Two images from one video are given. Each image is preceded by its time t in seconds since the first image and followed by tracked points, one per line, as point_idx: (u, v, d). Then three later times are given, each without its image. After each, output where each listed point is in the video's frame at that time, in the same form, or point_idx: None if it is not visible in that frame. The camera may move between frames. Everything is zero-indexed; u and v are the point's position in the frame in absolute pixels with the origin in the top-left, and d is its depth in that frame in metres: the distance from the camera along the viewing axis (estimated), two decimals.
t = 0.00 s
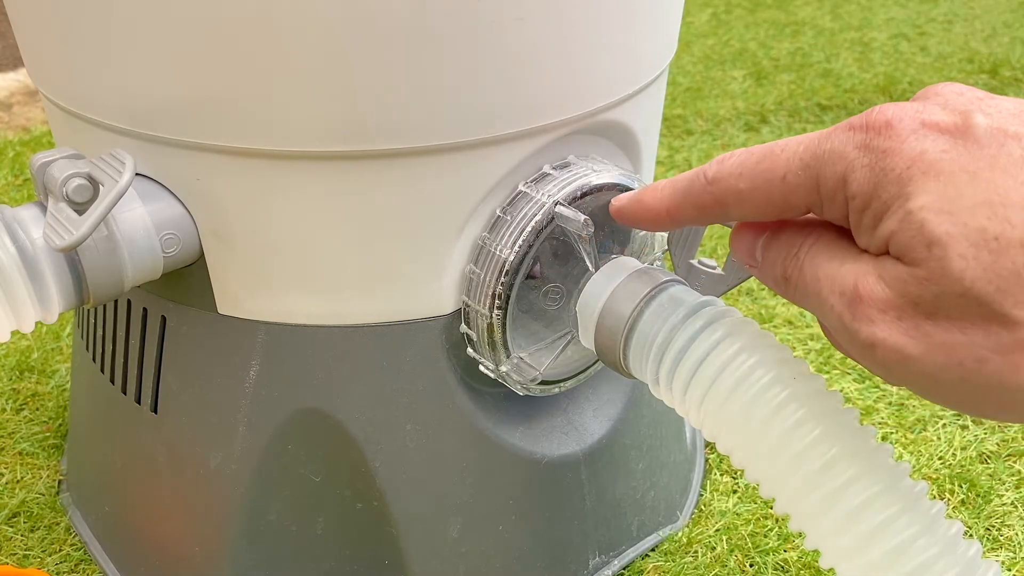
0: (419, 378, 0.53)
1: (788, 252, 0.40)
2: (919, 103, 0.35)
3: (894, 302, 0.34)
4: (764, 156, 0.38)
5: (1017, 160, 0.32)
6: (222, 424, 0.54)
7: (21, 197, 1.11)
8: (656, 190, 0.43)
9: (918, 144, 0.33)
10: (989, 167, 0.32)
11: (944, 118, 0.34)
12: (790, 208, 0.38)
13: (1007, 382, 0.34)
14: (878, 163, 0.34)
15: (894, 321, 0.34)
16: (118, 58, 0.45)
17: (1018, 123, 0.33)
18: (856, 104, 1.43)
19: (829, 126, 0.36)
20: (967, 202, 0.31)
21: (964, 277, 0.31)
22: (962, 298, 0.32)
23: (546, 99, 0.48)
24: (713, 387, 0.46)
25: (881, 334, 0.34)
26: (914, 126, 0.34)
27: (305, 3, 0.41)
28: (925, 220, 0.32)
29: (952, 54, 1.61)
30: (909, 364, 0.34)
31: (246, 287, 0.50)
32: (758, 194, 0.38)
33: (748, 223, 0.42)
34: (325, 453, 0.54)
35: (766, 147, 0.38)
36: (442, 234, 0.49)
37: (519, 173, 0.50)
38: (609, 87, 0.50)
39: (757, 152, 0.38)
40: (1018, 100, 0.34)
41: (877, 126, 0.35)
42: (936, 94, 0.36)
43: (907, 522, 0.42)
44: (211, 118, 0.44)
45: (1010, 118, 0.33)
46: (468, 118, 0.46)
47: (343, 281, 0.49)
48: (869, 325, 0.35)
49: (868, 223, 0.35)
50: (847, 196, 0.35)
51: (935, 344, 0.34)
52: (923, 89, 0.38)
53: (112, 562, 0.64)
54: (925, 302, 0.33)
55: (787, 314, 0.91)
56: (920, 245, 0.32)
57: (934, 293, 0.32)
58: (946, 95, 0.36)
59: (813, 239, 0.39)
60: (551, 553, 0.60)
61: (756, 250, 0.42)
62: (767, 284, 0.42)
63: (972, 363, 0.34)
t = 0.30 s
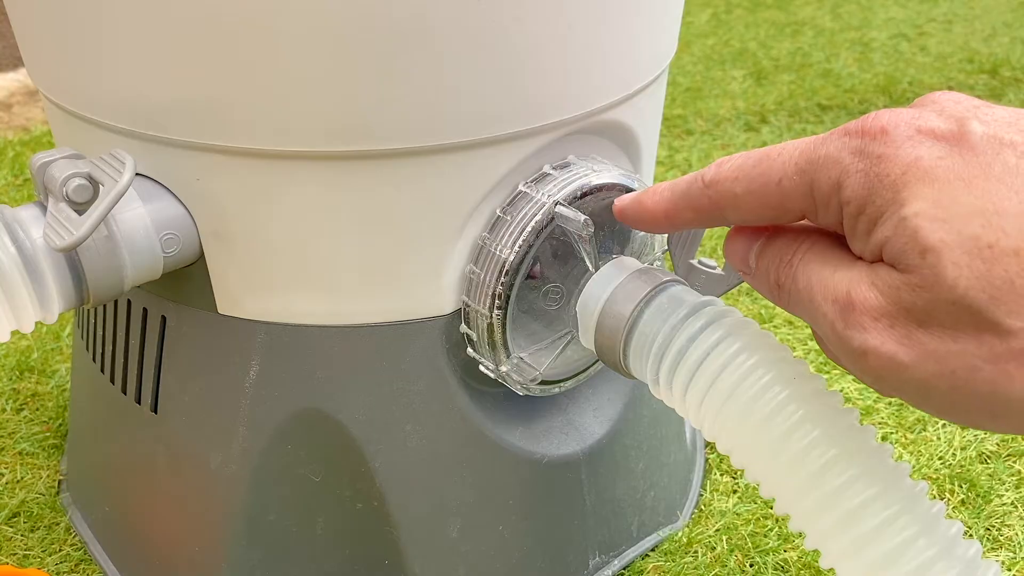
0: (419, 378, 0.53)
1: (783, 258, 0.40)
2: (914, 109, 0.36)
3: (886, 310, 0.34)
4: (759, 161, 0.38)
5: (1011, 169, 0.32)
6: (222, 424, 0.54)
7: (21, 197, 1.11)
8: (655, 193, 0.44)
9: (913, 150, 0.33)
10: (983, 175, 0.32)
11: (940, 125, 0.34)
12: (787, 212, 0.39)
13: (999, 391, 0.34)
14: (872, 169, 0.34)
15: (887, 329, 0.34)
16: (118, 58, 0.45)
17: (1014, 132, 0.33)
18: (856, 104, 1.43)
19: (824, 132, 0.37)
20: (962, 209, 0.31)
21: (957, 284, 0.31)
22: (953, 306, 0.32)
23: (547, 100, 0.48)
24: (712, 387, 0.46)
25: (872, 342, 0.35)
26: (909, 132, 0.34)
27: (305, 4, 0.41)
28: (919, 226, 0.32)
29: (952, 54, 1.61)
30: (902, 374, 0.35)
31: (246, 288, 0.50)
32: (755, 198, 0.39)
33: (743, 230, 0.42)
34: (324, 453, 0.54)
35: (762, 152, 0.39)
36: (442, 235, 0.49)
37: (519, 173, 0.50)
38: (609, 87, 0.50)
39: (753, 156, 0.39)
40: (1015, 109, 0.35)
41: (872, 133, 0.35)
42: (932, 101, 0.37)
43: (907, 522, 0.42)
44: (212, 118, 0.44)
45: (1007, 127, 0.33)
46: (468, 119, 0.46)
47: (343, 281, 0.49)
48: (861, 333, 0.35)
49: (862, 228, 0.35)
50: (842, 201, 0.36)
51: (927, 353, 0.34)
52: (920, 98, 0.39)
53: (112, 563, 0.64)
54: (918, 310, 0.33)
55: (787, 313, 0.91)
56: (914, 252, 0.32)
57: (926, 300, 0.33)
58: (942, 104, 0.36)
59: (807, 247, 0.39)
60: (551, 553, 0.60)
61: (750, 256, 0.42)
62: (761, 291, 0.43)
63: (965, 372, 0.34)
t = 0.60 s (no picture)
0: (419, 378, 0.53)
1: (773, 279, 0.40)
2: (901, 124, 0.36)
3: (883, 331, 0.34)
4: (743, 184, 0.38)
5: (1005, 184, 0.33)
6: (222, 425, 0.54)
7: (21, 197, 1.11)
8: (632, 220, 0.43)
9: (904, 167, 0.34)
10: (977, 191, 0.32)
11: (929, 140, 0.35)
12: (775, 235, 0.38)
13: (1000, 412, 0.34)
14: (863, 188, 0.35)
15: (884, 351, 0.35)
16: (117, 58, 0.45)
17: (1004, 145, 0.34)
18: (856, 104, 1.43)
19: (807, 151, 0.37)
20: (957, 228, 0.32)
21: (956, 304, 0.32)
22: (952, 326, 0.32)
23: (546, 100, 0.48)
24: (713, 387, 0.46)
25: (871, 365, 0.35)
26: (899, 149, 0.34)
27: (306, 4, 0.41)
28: (914, 247, 0.33)
29: (952, 53, 1.61)
30: (901, 395, 0.35)
31: (246, 288, 0.50)
32: (741, 223, 0.38)
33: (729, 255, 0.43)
34: (325, 453, 0.54)
35: (743, 176, 0.38)
36: (441, 235, 0.49)
37: (519, 173, 0.50)
38: (609, 87, 0.50)
39: (736, 179, 0.38)
40: (1001, 120, 0.35)
41: (861, 150, 0.35)
42: (919, 114, 0.37)
43: (906, 522, 0.42)
44: (212, 118, 0.44)
45: (996, 140, 0.34)
46: (468, 119, 0.46)
47: (343, 281, 0.49)
48: (859, 355, 0.35)
49: (855, 248, 0.35)
50: (833, 221, 0.36)
51: (926, 374, 0.34)
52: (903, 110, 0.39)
53: (112, 563, 0.64)
54: (916, 331, 0.33)
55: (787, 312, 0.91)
56: (911, 273, 0.33)
57: (924, 321, 0.33)
58: (928, 117, 0.37)
59: (797, 267, 0.39)
60: (551, 553, 0.60)
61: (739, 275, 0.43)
62: (750, 311, 0.43)
63: (966, 393, 0.34)
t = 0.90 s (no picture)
0: (419, 378, 0.53)
1: (776, 288, 0.40)
2: (904, 136, 0.37)
3: (884, 344, 0.35)
4: (746, 191, 0.38)
5: (1007, 198, 0.33)
6: (222, 425, 0.54)
7: (21, 197, 1.11)
8: (633, 222, 0.43)
9: (906, 180, 0.34)
10: (978, 205, 0.33)
11: (932, 153, 0.35)
12: (776, 243, 0.38)
13: (1001, 425, 0.34)
14: (865, 200, 0.35)
15: (885, 364, 0.35)
16: (117, 58, 0.45)
17: (1006, 159, 0.34)
18: (856, 104, 1.42)
19: (811, 161, 0.37)
20: (958, 242, 0.32)
21: (957, 318, 0.32)
22: (952, 340, 0.33)
23: (546, 100, 0.48)
24: (712, 387, 0.46)
25: (871, 377, 0.35)
26: (901, 161, 0.35)
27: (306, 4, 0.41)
28: (915, 260, 0.33)
29: (952, 54, 1.61)
30: (902, 407, 0.35)
31: (247, 288, 0.50)
32: (742, 229, 0.39)
33: (734, 261, 0.43)
34: (325, 453, 0.54)
35: (745, 183, 0.38)
36: (441, 235, 0.49)
37: (519, 173, 0.50)
38: (609, 87, 0.50)
39: (738, 185, 0.39)
40: (1003, 133, 0.36)
41: (864, 162, 0.36)
42: (922, 127, 0.38)
43: (906, 523, 0.42)
44: (212, 118, 0.44)
45: (999, 153, 0.34)
46: (468, 118, 0.46)
47: (344, 281, 0.49)
48: (860, 367, 0.36)
49: (856, 259, 0.36)
50: (835, 232, 0.36)
51: (928, 387, 0.35)
52: (907, 122, 0.39)
53: (112, 563, 0.64)
54: (916, 345, 0.34)
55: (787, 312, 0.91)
56: (912, 286, 0.33)
57: (925, 334, 0.33)
58: (931, 130, 0.37)
59: (799, 277, 0.39)
60: (551, 553, 0.60)
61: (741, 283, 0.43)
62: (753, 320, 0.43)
63: (967, 406, 0.34)
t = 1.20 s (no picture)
0: (419, 378, 0.53)
1: (787, 303, 0.40)
2: (912, 155, 0.37)
3: (898, 358, 0.35)
4: (758, 206, 0.38)
5: (1014, 212, 0.33)
6: (222, 425, 0.54)
7: (21, 197, 1.11)
8: (651, 228, 0.44)
9: (912, 198, 0.34)
10: (985, 218, 0.33)
11: (939, 171, 0.35)
12: (784, 258, 0.39)
13: (1017, 439, 0.34)
14: (873, 217, 0.35)
15: (900, 378, 0.35)
16: (117, 58, 0.45)
17: (1013, 175, 0.34)
18: (856, 104, 1.42)
19: (822, 178, 0.37)
20: (967, 254, 0.32)
21: (969, 330, 0.32)
22: (966, 353, 0.33)
23: (546, 99, 0.48)
24: (712, 387, 0.46)
25: (887, 392, 0.35)
26: (908, 180, 0.35)
27: (306, 4, 0.41)
28: (923, 273, 0.33)
29: (952, 53, 1.61)
30: (917, 421, 0.35)
31: (247, 288, 0.50)
32: (751, 242, 0.39)
33: (747, 272, 0.43)
34: (325, 454, 0.54)
35: (758, 198, 0.39)
36: (441, 235, 0.49)
37: (519, 173, 0.50)
38: (609, 87, 0.50)
39: (750, 200, 0.39)
40: (1012, 151, 0.36)
41: (871, 181, 0.36)
42: (930, 146, 0.38)
43: (906, 523, 0.42)
44: (212, 118, 0.44)
45: (1006, 170, 0.35)
46: (468, 119, 0.46)
47: (343, 281, 0.49)
48: (875, 382, 0.36)
49: (864, 274, 0.36)
50: (842, 249, 0.36)
51: (943, 401, 0.35)
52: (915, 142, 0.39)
53: (112, 563, 0.64)
54: (930, 359, 0.34)
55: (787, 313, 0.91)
56: (922, 299, 0.33)
57: (938, 347, 0.33)
58: (939, 148, 0.37)
59: (810, 292, 0.39)
60: (551, 553, 0.60)
61: (753, 298, 0.43)
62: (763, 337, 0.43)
63: (982, 419, 0.34)
